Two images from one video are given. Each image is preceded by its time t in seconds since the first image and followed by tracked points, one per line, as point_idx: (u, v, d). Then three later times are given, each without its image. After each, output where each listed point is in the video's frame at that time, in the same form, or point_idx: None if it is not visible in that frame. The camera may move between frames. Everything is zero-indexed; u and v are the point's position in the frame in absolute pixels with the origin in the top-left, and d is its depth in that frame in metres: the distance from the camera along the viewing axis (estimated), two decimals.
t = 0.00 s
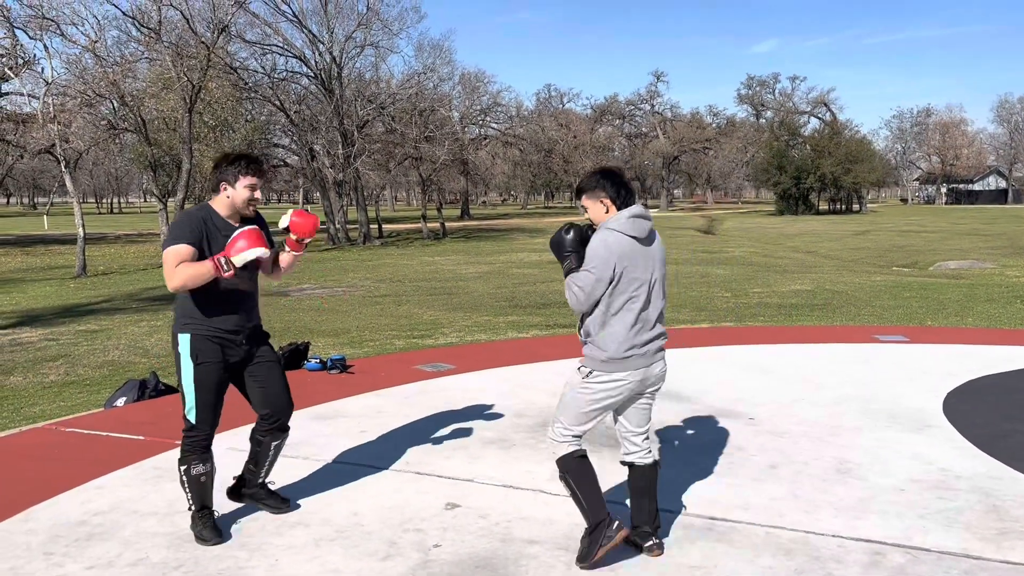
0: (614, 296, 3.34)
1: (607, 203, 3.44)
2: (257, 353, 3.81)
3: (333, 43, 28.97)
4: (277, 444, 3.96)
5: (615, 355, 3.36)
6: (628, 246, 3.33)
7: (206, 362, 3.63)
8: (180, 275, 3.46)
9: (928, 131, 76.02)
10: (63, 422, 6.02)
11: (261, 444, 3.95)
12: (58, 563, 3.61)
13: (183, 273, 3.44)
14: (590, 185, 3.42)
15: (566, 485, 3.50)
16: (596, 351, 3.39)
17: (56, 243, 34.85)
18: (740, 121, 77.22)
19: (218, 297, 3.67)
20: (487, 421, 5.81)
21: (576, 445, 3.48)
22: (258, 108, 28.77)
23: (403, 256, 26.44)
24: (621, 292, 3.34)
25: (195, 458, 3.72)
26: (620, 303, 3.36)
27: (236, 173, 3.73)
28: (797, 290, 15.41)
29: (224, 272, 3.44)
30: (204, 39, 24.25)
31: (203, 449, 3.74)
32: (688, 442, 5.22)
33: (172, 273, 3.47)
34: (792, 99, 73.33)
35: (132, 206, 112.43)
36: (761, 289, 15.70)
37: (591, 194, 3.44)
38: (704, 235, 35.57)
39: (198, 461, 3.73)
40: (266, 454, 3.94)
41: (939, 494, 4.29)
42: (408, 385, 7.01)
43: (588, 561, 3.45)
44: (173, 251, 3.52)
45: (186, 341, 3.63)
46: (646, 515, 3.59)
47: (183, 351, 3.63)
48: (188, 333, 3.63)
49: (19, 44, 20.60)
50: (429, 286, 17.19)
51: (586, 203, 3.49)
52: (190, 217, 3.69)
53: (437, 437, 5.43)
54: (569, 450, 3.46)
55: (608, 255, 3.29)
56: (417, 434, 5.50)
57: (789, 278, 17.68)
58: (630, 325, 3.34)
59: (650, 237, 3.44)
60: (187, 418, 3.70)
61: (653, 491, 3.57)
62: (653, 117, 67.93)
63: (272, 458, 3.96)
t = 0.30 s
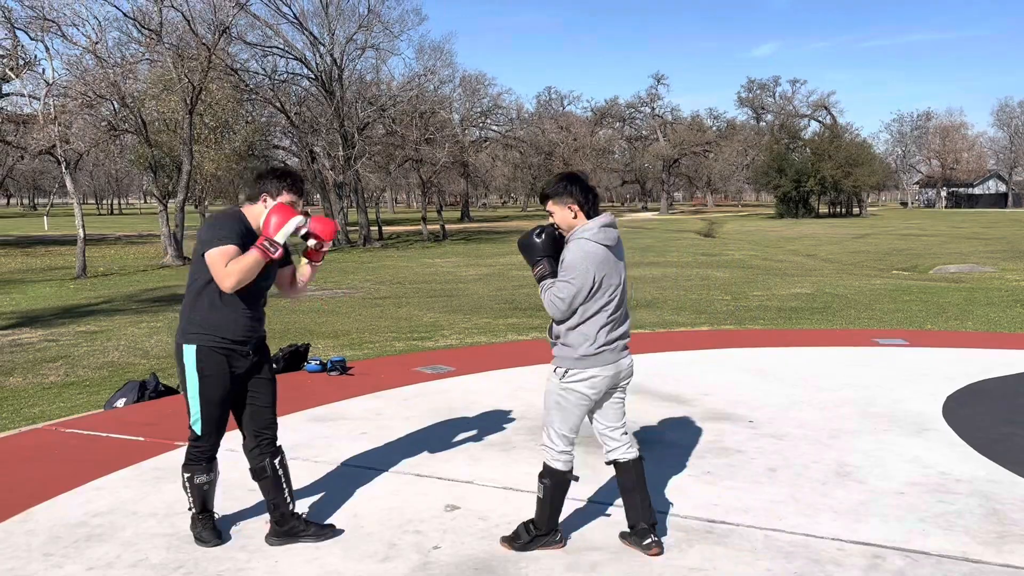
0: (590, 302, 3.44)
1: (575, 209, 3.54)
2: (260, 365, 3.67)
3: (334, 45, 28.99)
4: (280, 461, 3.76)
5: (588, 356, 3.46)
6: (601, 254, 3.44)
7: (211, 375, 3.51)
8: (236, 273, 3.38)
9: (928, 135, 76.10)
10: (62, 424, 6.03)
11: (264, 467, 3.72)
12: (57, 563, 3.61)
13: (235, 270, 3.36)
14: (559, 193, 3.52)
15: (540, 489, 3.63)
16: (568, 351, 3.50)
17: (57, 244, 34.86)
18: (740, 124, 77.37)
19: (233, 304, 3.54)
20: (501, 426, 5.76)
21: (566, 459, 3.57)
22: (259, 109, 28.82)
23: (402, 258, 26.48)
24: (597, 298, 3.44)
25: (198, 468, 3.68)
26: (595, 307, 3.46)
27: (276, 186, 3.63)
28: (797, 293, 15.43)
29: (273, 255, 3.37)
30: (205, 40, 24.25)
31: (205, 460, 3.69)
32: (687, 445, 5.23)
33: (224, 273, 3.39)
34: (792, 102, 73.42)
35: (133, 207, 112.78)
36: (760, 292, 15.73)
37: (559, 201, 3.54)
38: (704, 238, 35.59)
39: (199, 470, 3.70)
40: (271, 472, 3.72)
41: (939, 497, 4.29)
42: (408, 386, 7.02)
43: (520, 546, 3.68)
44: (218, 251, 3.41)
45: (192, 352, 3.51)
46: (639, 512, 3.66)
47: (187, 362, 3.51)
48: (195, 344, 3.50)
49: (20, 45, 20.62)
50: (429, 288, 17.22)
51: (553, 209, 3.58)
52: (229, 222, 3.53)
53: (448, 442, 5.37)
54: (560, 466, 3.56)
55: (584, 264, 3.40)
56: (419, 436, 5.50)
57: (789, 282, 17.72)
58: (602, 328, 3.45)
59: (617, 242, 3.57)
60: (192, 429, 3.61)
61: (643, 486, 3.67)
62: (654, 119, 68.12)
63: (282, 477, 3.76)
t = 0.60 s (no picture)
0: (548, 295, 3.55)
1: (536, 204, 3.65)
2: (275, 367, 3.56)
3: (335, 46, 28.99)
4: (286, 462, 3.74)
5: (558, 348, 3.55)
6: (560, 246, 3.55)
7: (225, 368, 3.40)
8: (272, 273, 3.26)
9: (929, 138, 76.10)
10: (64, 423, 6.04)
11: (272, 467, 3.72)
12: (59, 562, 3.62)
13: (269, 270, 3.25)
14: (521, 189, 3.63)
15: (534, 488, 3.63)
16: (538, 346, 3.58)
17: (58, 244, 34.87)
18: (741, 126, 77.47)
19: (257, 301, 3.43)
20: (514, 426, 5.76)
21: (555, 454, 3.62)
22: (260, 110, 28.83)
23: (402, 259, 26.51)
24: (557, 289, 3.54)
25: (199, 468, 3.50)
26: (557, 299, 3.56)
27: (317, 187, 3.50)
28: (798, 295, 15.43)
29: (312, 264, 3.30)
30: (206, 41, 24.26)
31: (210, 464, 3.51)
32: (688, 446, 5.24)
33: (261, 269, 3.26)
34: (793, 104, 73.45)
35: (135, 208, 113.01)
36: (761, 293, 15.75)
37: (520, 198, 3.66)
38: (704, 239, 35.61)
39: (200, 471, 3.52)
40: (279, 473, 3.72)
41: (940, 499, 4.29)
42: (409, 387, 7.03)
43: (521, 547, 3.67)
44: (254, 247, 3.27)
45: (209, 344, 3.40)
46: (597, 480, 3.92)
47: (204, 354, 3.41)
48: (214, 335, 3.40)
49: (22, 45, 20.64)
50: (430, 289, 17.23)
51: (515, 208, 3.71)
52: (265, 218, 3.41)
53: (463, 442, 5.38)
54: (549, 462, 3.60)
55: (543, 256, 3.50)
56: (422, 437, 5.51)
57: (790, 283, 17.74)
58: (568, 320, 3.55)
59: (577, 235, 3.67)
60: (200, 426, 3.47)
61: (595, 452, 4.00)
62: (654, 121, 68.23)
63: (287, 478, 3.74)
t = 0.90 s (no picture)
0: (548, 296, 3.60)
1: (533, 207, 3.69)
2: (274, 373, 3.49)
3: (339, 46, 28.99)
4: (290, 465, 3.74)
5: (554, 346, 3.62)
6: (562, 248, 3.61)
7: (236, 377, 3.27)
8: (292, 274, 3.16)
9: (933, 138, 75.98)
10: (69, 421, 6.06)
11: (275, 472, 3.70)
12: (64, 561, 3.63)
13: (290, 271, 3.16)
14: (519, 193, 3.66)
15: (511, 479, 3.71)
16: (534, 341, 3.63)
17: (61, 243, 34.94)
18: (744, 126, 77.51)
19: (261, 307, 3.30)
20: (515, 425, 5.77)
21: (520, 442, 3.68)
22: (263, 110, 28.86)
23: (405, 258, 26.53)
24: (560, 289, 3.60)
25: (205, 488, 3.26)
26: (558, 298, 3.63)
27: (310, 186, 3.41)
28: (801, 295, 15.43)
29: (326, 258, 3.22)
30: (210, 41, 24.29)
31: (217, 481, 3.29)
32: (691, 446, 5.24)
33: (278, 275, 3.16)
34: (796, 105, 73.39)
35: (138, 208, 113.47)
36: (764, 293, 15.75)
37: (519, 201, 3.68)
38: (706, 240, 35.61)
39: (209, 494, 3.27)
40: (281, 478, 3.72)
41: (943, 500, 4.30)
42: (413, 386, 7.03)
43: (523, 545, 3.71)
44: (265, 254, 3.18)
45: (218, 351, 3.25)
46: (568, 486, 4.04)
47: (213, 364, 3.24)
48: (224, 343, 3.25)
49: (26, 45, 20.67)
50: (433, 289, 17.25)
51: (511, 209, 3.72)
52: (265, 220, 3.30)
53: (467, 442, 5.40)
54: (518, 449, 3.67)
55: (551, 255, 3.55)
56: (425, 436, 5.51)
57: (793, 284, 17.73)
58: (566, 320, 3.63)
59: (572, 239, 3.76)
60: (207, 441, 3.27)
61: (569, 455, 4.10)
62: (657, 121, 68.29)
63: (291, 480, 3.75)
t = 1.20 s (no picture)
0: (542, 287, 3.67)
1: (513, 209, 3.70)
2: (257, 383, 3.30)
3: (343, 45, 29.00)
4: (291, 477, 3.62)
5: (536, 343, 3.64)
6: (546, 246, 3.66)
7: (210, 396, 3.10)
8: (258, 287, 3.01)
9: (939, 138, 75.72)
10: (75, 420, 6.07)
11: (277, 484, 3.60)
12: (68, 558, 3.63)
13: (252, 284, 3.00)
14: (498, 193, 3.68)
15: (469, 478, 3.65)
16: (516, 340, 3.63)
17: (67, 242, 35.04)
18: (749, 125, 77.41)
19: (228, 320, 3.13)
20: (518, 425, 5.75)
21: (494, 444, 3.67)
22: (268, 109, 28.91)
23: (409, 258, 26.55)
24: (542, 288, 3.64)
25: (202, 514, 3.16)
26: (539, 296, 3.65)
27: (272, 186, 3.25)
28: (806, 295, 15.37)
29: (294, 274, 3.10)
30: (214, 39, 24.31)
31: (212, 506, 3.18)
32: (695, 446, 5.22)
33: (244, 286, 3.00)
34: (802, 104, 73.23)
35: (143, 207, 113.84)
36: (769, 293, 15.70)
37: (497, 200, 3.70)
38: (711, 239, 35.54)
39: (200, 520, 3.16)
40: (284, 489, 3.61)
41: (949, 500, 4.27)
42: (417, 385, 7.03)
43: (451, 544, 3.69)
44: (226, 264, 3.02)
45: (190, 373, 3.09)
46: (568, 484, 4.08)
47: (185, 388, 3.08)
48: (195, 363, 3.09)
49: (32, 44, 20.71)
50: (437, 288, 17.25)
51: (489, 210, 3.72)
52: (224, 230, 3.12)
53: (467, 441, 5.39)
54: (489, 450, 3.65)
55: (534, 254, 3.56)
56: (429, 435, 5.50)
57: (798, 283, 17.68)
58: (545, 320, 3.66)
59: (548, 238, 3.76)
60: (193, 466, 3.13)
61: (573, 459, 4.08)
62: (662, 120, 68.23)
63: (292, 491, 3.65)
